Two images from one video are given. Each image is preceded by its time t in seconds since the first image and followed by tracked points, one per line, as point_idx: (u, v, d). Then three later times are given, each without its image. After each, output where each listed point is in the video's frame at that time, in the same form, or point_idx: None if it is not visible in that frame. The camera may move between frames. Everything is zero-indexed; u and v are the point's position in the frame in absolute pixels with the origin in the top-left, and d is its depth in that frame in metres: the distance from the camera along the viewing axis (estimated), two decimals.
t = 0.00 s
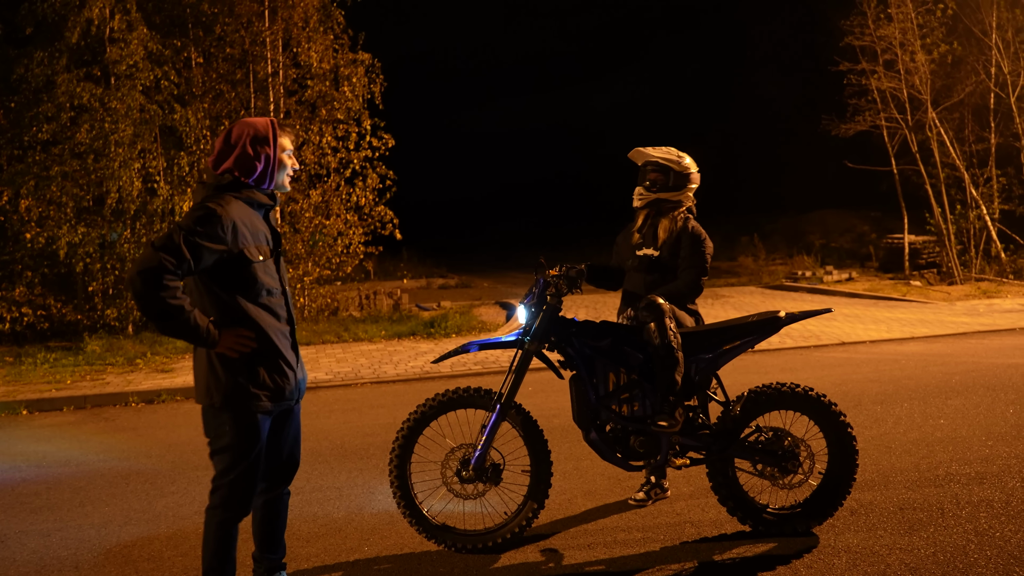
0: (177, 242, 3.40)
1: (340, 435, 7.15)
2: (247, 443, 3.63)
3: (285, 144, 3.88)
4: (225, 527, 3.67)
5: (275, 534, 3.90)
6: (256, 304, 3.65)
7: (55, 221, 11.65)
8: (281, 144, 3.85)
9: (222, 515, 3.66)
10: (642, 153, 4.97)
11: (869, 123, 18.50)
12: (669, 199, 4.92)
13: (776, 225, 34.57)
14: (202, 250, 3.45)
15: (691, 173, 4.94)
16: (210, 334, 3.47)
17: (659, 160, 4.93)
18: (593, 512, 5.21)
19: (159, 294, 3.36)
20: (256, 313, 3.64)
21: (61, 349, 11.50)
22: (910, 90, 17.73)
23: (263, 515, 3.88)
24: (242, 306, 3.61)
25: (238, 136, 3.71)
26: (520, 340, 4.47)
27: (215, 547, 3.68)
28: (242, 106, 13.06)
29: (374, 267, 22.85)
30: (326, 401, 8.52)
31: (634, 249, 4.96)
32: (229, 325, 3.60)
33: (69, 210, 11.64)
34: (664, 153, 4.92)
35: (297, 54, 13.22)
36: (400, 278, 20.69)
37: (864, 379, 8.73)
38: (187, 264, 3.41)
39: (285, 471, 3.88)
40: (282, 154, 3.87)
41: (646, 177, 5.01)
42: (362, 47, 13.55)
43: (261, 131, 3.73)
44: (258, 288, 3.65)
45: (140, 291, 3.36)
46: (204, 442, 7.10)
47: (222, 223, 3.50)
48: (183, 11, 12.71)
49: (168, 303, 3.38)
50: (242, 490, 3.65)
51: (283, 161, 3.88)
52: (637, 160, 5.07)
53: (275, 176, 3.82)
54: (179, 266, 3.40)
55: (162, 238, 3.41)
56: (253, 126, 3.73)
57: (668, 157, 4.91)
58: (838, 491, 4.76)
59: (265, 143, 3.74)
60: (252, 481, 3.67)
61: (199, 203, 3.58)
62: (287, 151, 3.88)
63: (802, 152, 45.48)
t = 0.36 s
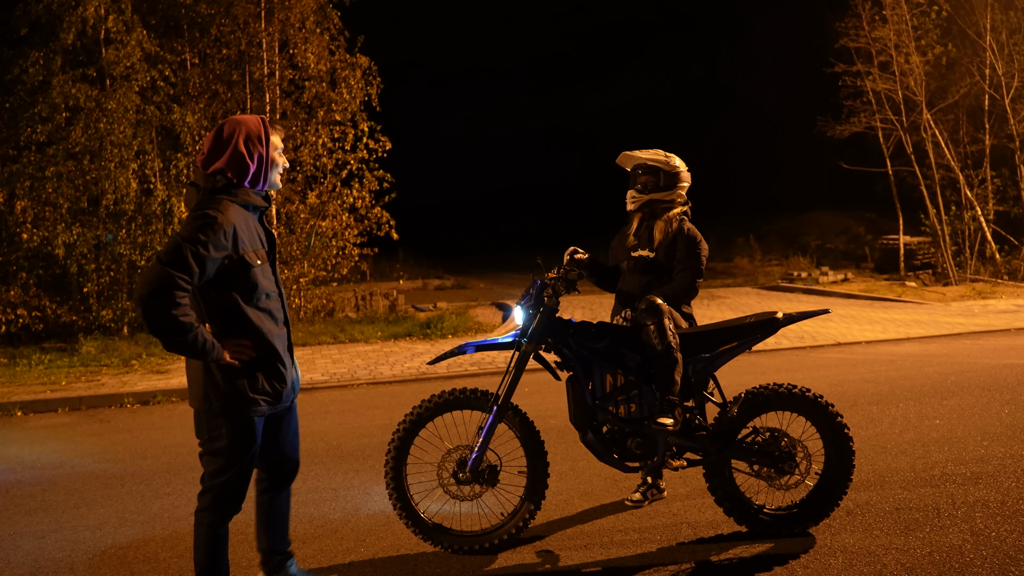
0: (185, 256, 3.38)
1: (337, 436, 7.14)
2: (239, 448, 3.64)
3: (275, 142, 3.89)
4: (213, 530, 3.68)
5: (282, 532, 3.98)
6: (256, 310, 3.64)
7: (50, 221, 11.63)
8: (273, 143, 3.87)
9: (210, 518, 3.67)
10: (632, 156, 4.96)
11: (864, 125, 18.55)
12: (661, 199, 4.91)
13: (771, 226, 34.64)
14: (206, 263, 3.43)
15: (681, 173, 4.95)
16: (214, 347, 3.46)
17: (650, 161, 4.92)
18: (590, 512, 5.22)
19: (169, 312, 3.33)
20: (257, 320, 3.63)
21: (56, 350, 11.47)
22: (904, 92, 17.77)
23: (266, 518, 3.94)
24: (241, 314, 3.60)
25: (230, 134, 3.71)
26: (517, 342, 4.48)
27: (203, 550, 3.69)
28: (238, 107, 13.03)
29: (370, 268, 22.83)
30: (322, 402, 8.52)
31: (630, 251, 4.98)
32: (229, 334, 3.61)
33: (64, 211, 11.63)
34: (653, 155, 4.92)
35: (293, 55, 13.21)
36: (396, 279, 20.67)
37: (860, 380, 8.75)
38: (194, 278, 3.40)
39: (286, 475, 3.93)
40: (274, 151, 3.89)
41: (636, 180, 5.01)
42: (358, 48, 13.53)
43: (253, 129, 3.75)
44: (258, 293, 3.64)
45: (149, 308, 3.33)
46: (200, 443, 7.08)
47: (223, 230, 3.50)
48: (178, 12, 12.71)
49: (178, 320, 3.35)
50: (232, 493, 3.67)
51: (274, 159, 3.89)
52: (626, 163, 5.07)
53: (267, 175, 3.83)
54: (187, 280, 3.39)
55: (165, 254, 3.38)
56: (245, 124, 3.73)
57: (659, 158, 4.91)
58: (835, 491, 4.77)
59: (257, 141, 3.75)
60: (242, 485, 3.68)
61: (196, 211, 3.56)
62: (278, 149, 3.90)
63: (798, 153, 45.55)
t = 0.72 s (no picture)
0: (210, 246, 3.48)
1: (335, 427, 7.15)
2: (262, 435, 3.72)
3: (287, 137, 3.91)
4: (230, 513, 3.76)
5: (298, 512, 4.22)
6: (277, 298, 3.73)
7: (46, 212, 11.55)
8: (286, 139, 3.91)
9: (227, 501, 3.75)
10: (615, 149, 4.99)
11: (862, 115, 18.51)
12: (648, 185, 4.93)
13: (769, 216, 34.63)
14: (229, 253, 3.53)
15: (666, 158, 4.94)
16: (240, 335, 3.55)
17: (633, 151, 4.93)
18: (588, 502, 5.23)
19: (197, 301, 3.43)
20: (280, 308, 3.73)
21: (53, 343, 11.46)
22: (902, 82, 17.74)
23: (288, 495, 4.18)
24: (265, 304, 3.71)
25: (243, 133, 3.75)
26: (516, 332, 4.50)
27: (218, 532, 3.77)
28: (234, 98, 13.03)
29: (367, 259, 22.80)
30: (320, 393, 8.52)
31: (626, 243, 5.00)
32: (254, 323, 3.71)
33: (60, 203, 11.59)
34: (635, 144, 4.94)
35: (290, 45, 13.16)
36: (394, 271, 20.66)
37: (857, 370, 8.76)
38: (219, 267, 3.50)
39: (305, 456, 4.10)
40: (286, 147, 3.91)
41: (625, 170, 5.03)
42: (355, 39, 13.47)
43: (265, 127, 3.78)
44: (280, 283, 3.74)
45: (178, 299, 3.42)
46: (198, 435, 7.08)
47: (243, 221, 3.59)
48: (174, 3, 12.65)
49: (205, 309, 3.44)
50: (249, 477, 3.74)
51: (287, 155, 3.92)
52: (612, 157, 5.11)
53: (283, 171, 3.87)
54: (212, 270, 3.49)
55: (191, 246, 3.47)
56: (257, 122, 3.77)
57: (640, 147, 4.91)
58: (833, 480, 4.78)
59: (270, 138, 3.78)
60: (261, 470, 3.76)
61: (216, 205, 3.67)
62: (290, 144, 3.92)
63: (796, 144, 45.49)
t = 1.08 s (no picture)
0: (234, 240, 3.56)
1: (335, 426, 7.15)
2: (281, 421, 3.80)
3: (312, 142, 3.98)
4: (259, 501, 3.82)
5: (298, 508, 4.24)
6: (296, 292, 3.82)
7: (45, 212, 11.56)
8: (309, 143, 3.97)
9: (255, 487, 3.81)
10: (615, 149, 4.95)
11: (861, 114, 18.51)
12: (650, 188, 4.91)
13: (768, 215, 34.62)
14: (253, 247, 3.61)
15: (668, 159, 4.92)
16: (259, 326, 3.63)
17: (635, 152, 4.91)
18: (587, 501, 5.23)
19: (221, 291, 3.50)
20: (298, 302, 3.81)
21: (52, 342, 11.45)
22: (902, 82, 17.75)
23: (290, 489, 4.18)
24: (282, 297, 3.79)
25: (268, 137, 3.84)
26: (515, 331, 4.49)
27: (249, 519, 3.83)
28: (234, 97, 13.05)
29: (366, 258, 22.79)
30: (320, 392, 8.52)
31: (626, 243, 4.99)
32: (273, 316, 3.80)
33: (59, 202, 11.59)
34: (637, 146, 4.90)
35: (290, 44, 13.17)
36: (393, 270, 20.65)
37: (856, 369, 8.77)
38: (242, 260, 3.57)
39: (309, 448, 4.09)
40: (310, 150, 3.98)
41: (626, 171, 5.01)
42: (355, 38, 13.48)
43: (288, 131, 3.84)
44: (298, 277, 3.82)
45: (202, 289, 3.49)
46: (197, 434, 7.08)
47: (266, 217, 3.68)
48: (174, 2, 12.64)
49: (228, 300, 3.51)
50: (272, 463, 3.81)
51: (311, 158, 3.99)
52: (613, 157, 5.08)
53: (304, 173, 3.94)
54: (236, 263, 3.56)
55: (216, 238, 3.55)
56: (282, 126, 3.85)
57: (643, 148, 4.89)
58: (832, 478, 4.79)
59: (292, 141, 3.85)
60: (285, 456, 3.83)
61: (239, 202, 3.75)
62: (314, 148, 3.98)
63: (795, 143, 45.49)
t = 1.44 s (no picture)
0: (233, 236, 3.56)
1: (334, 426, 7.16)
2: (282, 418, 3.81)
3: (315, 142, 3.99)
4: (262, 497, 3.83)
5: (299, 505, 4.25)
6: (298, 289, 3.81)
7: (45, 212, 11.56)
8: (313, 144, 3.98)
9: (257, 485, 3.83)
10: (621, 147, 4.92)
11: (860, 114, 18.52)
12: (651, 191, 4.91)
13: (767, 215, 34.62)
14: (251, 241, 3.62)
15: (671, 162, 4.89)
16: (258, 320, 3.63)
17: (639, 154, 4.88)
18: (586, 501, 5.23)
19: (219, 285, 3.51)
20: (299, 298, 3.81)
21: (51, 342, 11.45)
22: (900, 82, 17.76)
23: (290, 488, 4.19)
24: (285, 293, 3.79)
25: (271, 137, 3.86)
26: (513, 331, 4.50)
27: (254, 517, 3.85)
28: (233, 96, 13.07)
29: (365, 258, 22.77)
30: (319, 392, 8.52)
31: (623, 242, 5.01)
32: (275, 312, 3.79)
33: (58, 201, 11.59)
34: (643, 146, 4.87)
35: (289, 44, 13.17)
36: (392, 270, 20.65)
37: (855, 369, 8.77)
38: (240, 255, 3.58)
39: (311, 445, 4.10)
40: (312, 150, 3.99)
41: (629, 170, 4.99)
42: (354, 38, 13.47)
43: (290, 132, 3.84)
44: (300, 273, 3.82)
45: (201, 283, 3.51)
46: (196, 434, 7.09)
47: (265, 213, 3.68)
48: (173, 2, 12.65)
49: (225, 294, 3.52)
50: (274, 459, 3.82)
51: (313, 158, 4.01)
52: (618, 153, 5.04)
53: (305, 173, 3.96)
54: (234, 258, 3.57)
55: (215, 234, 3.56)
56: (284, 127, 3.85)
57: (648, 149, 4.86)
58: (829, 478, 4.79)
59: (294, 142, 3.85)
60: (287, 453, 3.84)
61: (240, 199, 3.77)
62: (316, 148, 4.00)
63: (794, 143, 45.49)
